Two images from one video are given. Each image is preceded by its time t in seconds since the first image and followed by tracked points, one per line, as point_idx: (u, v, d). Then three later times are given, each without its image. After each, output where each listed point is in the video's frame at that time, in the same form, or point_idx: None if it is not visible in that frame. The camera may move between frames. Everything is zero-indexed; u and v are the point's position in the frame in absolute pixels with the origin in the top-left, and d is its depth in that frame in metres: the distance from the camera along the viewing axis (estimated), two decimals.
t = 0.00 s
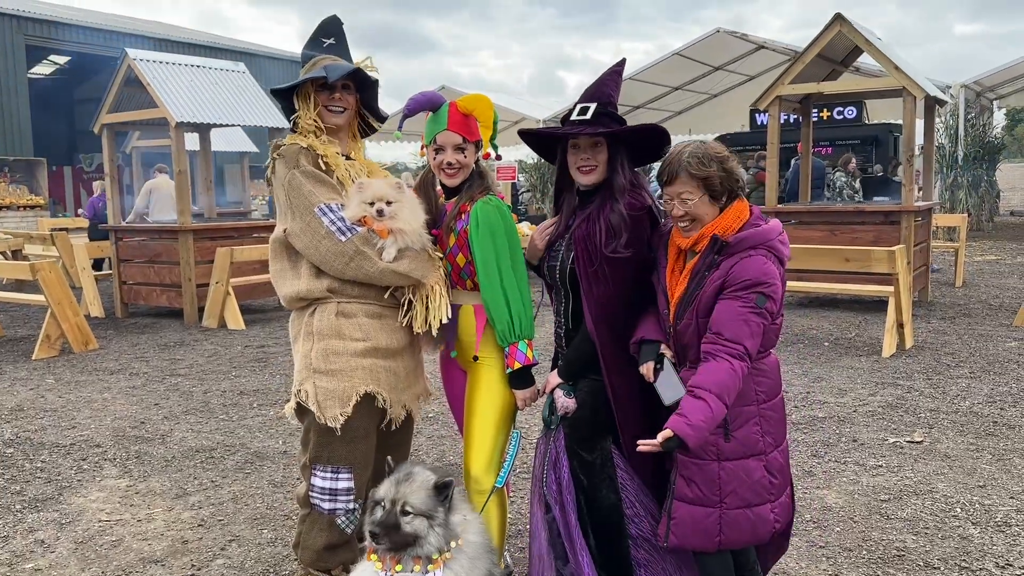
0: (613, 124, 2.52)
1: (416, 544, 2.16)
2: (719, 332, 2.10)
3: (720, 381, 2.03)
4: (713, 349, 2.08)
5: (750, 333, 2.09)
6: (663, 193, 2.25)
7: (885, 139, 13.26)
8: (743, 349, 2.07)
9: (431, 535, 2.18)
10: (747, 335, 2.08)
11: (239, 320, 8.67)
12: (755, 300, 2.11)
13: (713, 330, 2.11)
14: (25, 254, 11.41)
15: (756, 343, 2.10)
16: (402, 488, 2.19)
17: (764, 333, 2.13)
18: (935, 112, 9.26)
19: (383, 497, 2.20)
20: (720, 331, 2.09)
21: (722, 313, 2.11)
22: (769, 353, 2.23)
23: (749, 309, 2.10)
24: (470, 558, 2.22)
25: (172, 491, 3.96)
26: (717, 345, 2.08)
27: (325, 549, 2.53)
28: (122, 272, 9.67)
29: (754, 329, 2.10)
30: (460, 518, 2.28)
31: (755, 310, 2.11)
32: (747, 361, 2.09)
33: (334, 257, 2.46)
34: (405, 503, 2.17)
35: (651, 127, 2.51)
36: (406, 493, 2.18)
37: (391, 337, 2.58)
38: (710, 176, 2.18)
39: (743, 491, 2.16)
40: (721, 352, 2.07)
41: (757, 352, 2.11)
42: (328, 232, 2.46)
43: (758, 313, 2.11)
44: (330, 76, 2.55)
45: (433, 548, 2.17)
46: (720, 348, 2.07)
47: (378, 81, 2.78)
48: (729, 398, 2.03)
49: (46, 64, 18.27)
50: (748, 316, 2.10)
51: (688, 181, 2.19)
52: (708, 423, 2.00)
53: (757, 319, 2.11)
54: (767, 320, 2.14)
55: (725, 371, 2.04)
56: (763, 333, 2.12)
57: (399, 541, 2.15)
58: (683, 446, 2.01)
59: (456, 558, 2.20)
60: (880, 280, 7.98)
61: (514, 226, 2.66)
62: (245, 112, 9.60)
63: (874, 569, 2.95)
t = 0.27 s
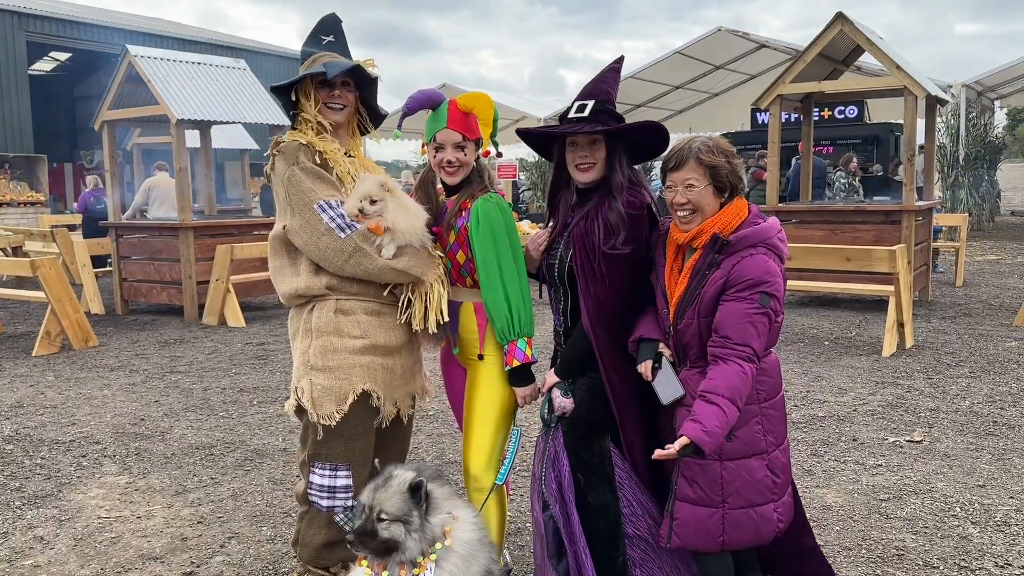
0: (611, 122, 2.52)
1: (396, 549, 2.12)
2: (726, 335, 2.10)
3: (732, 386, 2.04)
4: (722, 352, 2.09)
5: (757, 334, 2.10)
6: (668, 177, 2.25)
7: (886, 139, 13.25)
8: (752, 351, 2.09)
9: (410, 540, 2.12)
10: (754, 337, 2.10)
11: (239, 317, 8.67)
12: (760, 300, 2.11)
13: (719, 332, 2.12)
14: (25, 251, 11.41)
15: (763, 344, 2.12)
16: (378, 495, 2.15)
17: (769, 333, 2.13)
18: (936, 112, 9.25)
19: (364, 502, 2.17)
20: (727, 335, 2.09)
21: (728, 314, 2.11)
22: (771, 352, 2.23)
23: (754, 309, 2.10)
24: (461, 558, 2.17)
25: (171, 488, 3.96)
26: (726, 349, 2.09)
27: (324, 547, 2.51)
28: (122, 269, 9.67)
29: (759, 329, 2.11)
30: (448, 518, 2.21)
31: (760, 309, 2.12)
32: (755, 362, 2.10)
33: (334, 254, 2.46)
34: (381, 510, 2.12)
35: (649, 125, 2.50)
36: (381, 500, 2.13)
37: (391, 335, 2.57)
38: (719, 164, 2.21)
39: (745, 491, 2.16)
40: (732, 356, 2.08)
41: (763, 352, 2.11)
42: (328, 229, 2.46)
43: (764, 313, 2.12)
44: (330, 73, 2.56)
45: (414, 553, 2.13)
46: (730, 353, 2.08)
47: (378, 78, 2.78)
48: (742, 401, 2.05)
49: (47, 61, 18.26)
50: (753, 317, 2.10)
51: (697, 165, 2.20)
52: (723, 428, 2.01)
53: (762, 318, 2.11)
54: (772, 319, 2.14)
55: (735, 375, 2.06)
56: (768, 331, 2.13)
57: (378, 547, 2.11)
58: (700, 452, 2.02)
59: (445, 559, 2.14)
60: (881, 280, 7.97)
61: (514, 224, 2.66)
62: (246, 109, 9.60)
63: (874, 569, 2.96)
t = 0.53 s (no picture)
0: (611, 118, 2.51)
1: (381, 545, 2.13)
2: (732, 332, 2.10)
3: (740, 384, 2.05)
4: (728, 350, 2.09)
5: (763, 331, 2.10)
6: (673, 171, 2.25)
7: (889, 136, 13.22)
8: (758, 348, 2.09)
9: (393, 537, 2.12)
10: (759, 333, 2.10)
11: (241, 311, 8.68)
12: (765, 296, 2.11)
13: (725, 329, 2.12)
14: (27, 244, 11.42)
15: (769, 341, 2.12)
16: (363, 490, 2.16)
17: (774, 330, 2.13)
18: (939, 109, 9.23)
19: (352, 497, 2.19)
20: (733, 332, 2.09)
21: (733, 311, 2.11)
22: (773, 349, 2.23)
23: (759, 306, 2.10)
24: (450, 553, 2.16)
25: (172, 481, 3.97)
26: (733, 346, 2.09)
27: (325, 540, 2.52)
28: (124, 262, 9.68)
29: (764, 325, 2.11)
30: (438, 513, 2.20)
31: (765, 306, 2.11)
32: (761, 360, 2.11)
33: (335, 248, 2.46)
34: (365, 507, 2.14)
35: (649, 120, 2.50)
36: (365, 497, 2.14)
37: (392, 329, 2.58)
38: (723, 159, 2.20)
39: (747, 487, 2.16)
40: (739, 353, 2.08)
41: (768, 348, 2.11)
42: (329, 223, 2.46)
43: (769, 309, 2.12)
44: (332, 68, 2.56)
45: (398, 550, 2.12)
46: (737, 350, 2.09)
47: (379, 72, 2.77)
48: (749, 398, 2.06)
49: (49, 53, 18.24)
50: (758, 313, 2.10)
51: (705, 159, 2.19)
52: (732, 426, 2.02)
53: (767, 315, 2.11)
54: (776, 315, 2.14)
55: (742, 372, 2.06)
56: (773, 328, 2.13)
57: (365, 542, 2.13)
58: (710, 451, 2.02)
59: (436, 554, 2.14)
60: (882, 277, 7.97)
61: (517, 219, 2.65)
62: (248, 103, 9.59)
63: (873, 565, 2.97)
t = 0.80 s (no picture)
0: (614, 111, 2.51)
1: (381, 534, 2.12)
2: (736, 325, 2.10)
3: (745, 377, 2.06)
4: (733, 344, 2.10)
5: (767, 324, 2.11)
6: (678, 160, 2.24)
7: (893, 131, 13.18)
8: (763, 341, 2.09)
9: (393, 525, 2.12)
10: (764, 327, 2.10)
11: (243, 303, 8.70)
12: (769, 289, 2.11)
13: (729, 322, 2.12)
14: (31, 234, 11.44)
15: (772, 334, 2.12)
16: (366, 480, 2.16)
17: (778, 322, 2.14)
18: (944, 104, 9.19)
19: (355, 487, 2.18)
20: (738, 325, 2.10)
21: (737, 304, 2.11)
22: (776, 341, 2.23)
23: (763, 299, 2.10)
24: (450, 541, 2.15)
25: (174, 471, 3.99)
26: (737, 339, 2.10)
27: (327, 530, 2.53)
28: (127, 253, 9.69)
29: (767, 317, 2.11)
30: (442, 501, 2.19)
31: (768, 299, 2.11)
32: (766, 353, 2.11)
33: (337, 239, 2.46)
34: (366, 496, 2.13)
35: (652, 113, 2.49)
36: (366, 486, 2.14)
37: (395, 320, 2.58)
38: (728, 152, 2.20)
39: (748, 479, 2.16)
40: (743, 346, 2.09)
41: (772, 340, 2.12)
42: (332, 214, 2.47)
43: (772, 302, 2.12)
44: (335, 59, 2.55)
45: (398, 538, 2.12)
46: (741, 343, 2.09)
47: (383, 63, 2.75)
48: (754, 391, 2.06)
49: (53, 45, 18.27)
50: (762, 306, 2.10)
51: (712, 151, 2.18)
52: (739, 419, 2.02)
53: (770, 307, 2.12)
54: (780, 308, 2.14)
55: (747, 366, 2.06)
56: (777, 321, 2.13)
57: (370, 530, 2.13)
58: (716, 443, 2.02)
59: (437, 542, 2.14)
60: (885, 272, 7.96)
61: (521, 211, 2.65)
62: (251, 95, 9.59)
63: (873, 558, 2.98)
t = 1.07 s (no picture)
0: (616, 98, 2.52)
1: (409, 510, 2.12)
2: (740, 313, 2.12)
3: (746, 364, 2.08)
4: (740, 333, 2.11)
5: (770, 312, 2.13)
6: (689, 137, 2.26)
7: (898, 123, 13.14)
8: (766, 329, 2.11)
9: (424, 499, 2.14)
10: (768, 315, 2.12)
11: (248, 291, 8.73)
12: (769, 277, 2.12)
13: (732, 310, 2.13)
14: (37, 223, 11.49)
15: (776, 322, 2.14)
16: (396, 456, 2.14)
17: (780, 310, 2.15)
18: (949, 95, 9.17)
19: (377, 464, 2.15)
20: (742, 315, 2.11)
21: (739, 293, 2.13)
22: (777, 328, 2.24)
23: (764, 287, 2.12)
24: (459, 520, 2.18)
25: (180, 455, 4.03)
26: (739, 327, 2.12)
27: (332, 511, 2.56)
28: (132, 242, 9.73)
29: (769, 305, 2.12)
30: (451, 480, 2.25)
31: (769, 287, 2.13)
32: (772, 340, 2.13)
33: (343, 225, 2.48)
34: (398, 471, 2.12)
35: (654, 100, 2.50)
36: (398, 462, 2.13)
37: (400, 305, 2.60)
38: (732, 140, 2.21)
39: (746, 465, 2.18)
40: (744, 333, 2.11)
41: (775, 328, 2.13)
42: (337, 200, 2.48)
43: (774, 289, 2.13)
44: (340, 47, 2.57)
45: (427, 513, 2.14)
46: (743, 331, 2.11)
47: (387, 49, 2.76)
48: (763, 377, 2.07)
49: (57, 34, 18.39)
50: (763, 294, 2.12)
51: (721, 137, 2.21)
52: (747, 404, 2.02)
53: (772, 295, 2.13)
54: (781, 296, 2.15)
55: (753, 354, 2.08)
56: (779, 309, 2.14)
57: (394, 508, 2.10)
58: (723, 429, 2.03)
59: (450, 521, 2.17)
60: (889, 263, 7.96)
61: (525, 197, 2.66)
62: (256, 84, 9.60)
63: (873, 544, 3.00)
